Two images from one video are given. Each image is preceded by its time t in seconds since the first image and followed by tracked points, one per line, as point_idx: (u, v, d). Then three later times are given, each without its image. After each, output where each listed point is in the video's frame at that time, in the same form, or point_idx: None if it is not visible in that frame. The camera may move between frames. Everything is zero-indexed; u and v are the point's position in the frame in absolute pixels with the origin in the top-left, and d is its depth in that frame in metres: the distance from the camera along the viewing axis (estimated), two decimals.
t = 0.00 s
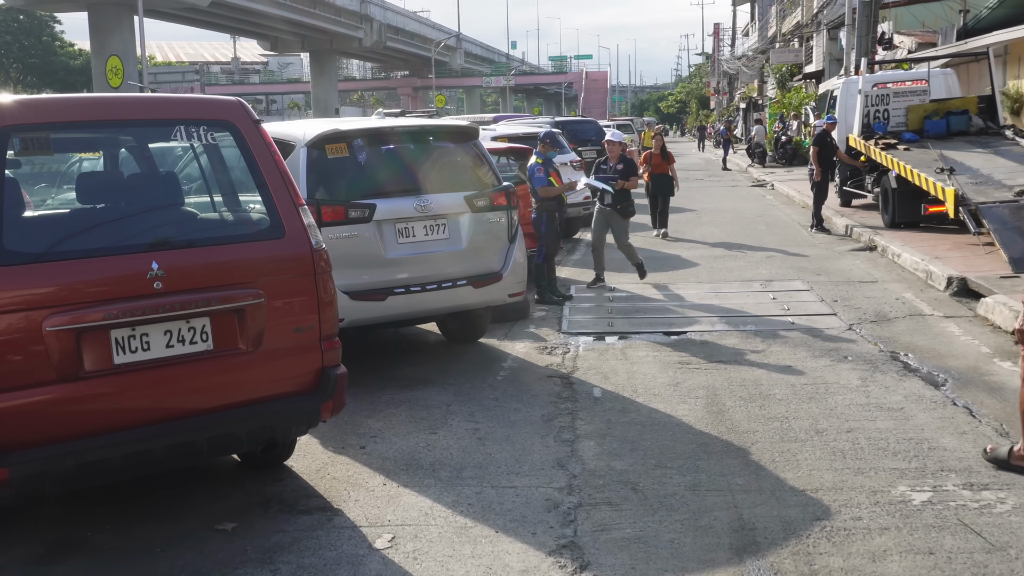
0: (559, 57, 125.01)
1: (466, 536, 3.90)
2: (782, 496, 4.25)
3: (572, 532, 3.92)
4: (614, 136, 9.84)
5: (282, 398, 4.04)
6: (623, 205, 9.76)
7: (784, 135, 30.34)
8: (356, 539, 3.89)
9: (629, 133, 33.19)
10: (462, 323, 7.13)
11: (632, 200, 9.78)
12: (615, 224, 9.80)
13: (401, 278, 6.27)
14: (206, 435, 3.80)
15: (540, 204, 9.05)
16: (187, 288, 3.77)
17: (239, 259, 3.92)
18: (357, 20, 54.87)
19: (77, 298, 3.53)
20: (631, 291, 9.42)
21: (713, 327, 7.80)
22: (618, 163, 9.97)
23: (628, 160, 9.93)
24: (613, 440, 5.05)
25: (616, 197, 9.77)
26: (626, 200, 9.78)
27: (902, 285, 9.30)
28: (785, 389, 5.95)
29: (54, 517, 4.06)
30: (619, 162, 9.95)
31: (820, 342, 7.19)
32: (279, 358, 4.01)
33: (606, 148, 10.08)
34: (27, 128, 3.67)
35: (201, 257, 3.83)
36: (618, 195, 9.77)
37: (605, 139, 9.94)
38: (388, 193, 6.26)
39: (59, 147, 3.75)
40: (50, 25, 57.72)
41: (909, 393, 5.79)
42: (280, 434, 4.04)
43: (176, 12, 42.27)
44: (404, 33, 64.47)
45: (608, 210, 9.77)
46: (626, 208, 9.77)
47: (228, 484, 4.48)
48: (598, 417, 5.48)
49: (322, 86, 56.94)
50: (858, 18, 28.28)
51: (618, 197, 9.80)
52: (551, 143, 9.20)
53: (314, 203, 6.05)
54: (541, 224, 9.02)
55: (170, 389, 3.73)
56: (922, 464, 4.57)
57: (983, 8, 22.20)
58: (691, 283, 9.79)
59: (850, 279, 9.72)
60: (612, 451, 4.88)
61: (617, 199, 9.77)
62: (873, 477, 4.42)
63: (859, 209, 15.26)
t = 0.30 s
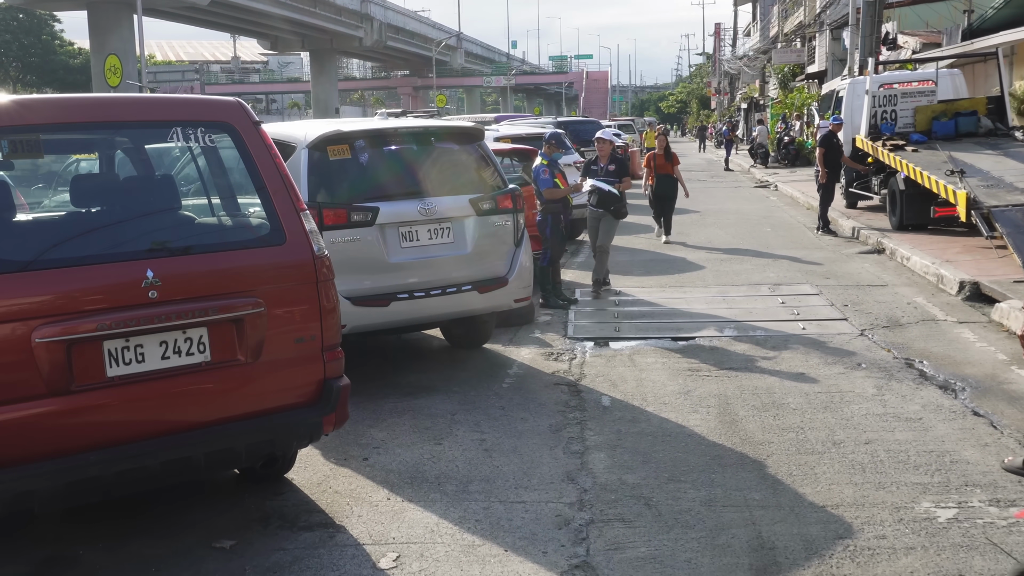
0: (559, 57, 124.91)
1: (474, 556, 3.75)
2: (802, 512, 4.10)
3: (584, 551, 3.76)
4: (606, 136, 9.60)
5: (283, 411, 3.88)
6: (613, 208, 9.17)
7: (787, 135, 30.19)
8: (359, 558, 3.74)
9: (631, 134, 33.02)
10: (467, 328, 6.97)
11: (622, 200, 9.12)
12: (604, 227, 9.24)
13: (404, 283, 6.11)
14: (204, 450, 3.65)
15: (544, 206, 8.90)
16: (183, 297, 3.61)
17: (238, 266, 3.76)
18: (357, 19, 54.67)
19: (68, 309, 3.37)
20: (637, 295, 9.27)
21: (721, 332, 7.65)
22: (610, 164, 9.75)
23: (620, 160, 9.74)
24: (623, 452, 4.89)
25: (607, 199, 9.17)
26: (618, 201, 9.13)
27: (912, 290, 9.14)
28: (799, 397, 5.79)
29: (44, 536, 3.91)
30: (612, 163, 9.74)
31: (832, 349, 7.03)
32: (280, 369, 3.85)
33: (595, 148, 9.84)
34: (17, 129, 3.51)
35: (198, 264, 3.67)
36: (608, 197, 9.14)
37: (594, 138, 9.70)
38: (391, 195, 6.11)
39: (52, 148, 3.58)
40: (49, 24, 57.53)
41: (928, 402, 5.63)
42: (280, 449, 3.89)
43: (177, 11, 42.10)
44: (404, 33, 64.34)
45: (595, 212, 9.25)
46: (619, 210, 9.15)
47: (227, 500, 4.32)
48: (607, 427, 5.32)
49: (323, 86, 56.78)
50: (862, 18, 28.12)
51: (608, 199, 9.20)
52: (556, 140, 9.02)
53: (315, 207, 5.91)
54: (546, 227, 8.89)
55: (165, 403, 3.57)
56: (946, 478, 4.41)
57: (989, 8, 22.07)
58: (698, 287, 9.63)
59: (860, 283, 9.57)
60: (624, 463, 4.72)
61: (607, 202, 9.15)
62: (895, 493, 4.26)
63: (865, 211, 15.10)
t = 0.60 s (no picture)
0: (559, 58, 124.73)
1: (476, 570, 3.60)
2: (816, 524, 3.95)
3: (590, 566, 3.61)
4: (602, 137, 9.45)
5: (277, 419, 3.74)
6: (609, 210, 8.87)
7: (788, 135, 30.04)
8: (356, 572, 3.59)
9: (631, 134, 32.86)
10: (467, 331, 6.83)
11: (618, 203, 8.83)
12: (599, 229, 8.92)
13: (403, 286, 5.96)
14: (194, 461, 3.50)
15: (547, 206, 8.78)
16: (172, 302, 3.46)
17: (231, 269, 3.62)
18: (357, 19, 54.45)
19: (52, 314, 3.22)
20: (640, 297, 9.12)
21: (727, 336, 7.50)
22: (605, 166, 9.58)
23: (615, 162, 9.60)
24: (629, 460, 4.75)
25: (602, 200, 8.86)
26: (614, 203, 8.85)
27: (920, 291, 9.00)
28: (808, 403, 5.65)
29: (29, 551, 3.76)
30: (606, 165, 9.59)
31: (840, 353, 6.88)
32: (274, 376, 3.71)
33: (590, 151, 9.77)
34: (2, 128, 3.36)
35: (188, 267, 3.52)
36: (607, 198, 8.85)
37: (588, 141, 9.65)
38: (390, 195, 5.97)
39: (39, 147, 3.44)
40: (48, 24, 57.32)
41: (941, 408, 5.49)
42: (274, 459, 3.74)
43: (175, 11, 41.91)
44: (404, 33, 64.19)
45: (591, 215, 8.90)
46: (613, 213, 8.86)
47: (220, 511, 4.17)
48: (612, 434, 5.18)
49: (322, 86, 56.61)
50: (864, 18, 27.99)
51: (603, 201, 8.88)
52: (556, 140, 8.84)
53: (312, 208, 5.76)
54: (547, 228, 8.82)
55: (154, 412, 3.42)
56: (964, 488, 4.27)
57: (992, 7, 21.92)
58: (702, 288, 9.48)
59: (866, 285, 9.43)
60: (630, 472, 4.58)
61: (604, 202, 8.84)
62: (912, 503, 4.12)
63: (869, 212, 14.96)
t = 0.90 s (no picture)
0: (558, 57, 124.56)
1: None
2: (826, 539, 3.78)
3: None
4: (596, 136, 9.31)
5: (263, 430, 3.57)
6: (606, 211, 8.71)
7: (789, 135, 29.87)
8: None
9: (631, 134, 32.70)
10: (463, 334, 6.66)
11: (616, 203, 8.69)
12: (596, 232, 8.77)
13: (397, 288, 5.78)
14: (173, 476, 3.32)
15: (546, 207, 8.62)
16: (150, 308, 3.29)
17: (212, 273, 3.44)
18: (355, 18, 54.21)
19: (22, 321, 3.04)
20: (641, 299, 8.95)
21: (730, 339, 7.33)
22: (600, 165, 9.44)
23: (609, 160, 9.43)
24: (630, 470, 4.57)
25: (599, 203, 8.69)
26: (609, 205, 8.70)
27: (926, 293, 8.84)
28: (815, 409, 5.48)
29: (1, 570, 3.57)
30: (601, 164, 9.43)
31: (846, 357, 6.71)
32: (259, 385, 3.54)
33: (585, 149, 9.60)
34: None
35: (166, 271, 3.35)
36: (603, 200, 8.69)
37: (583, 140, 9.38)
38: (386, 195, 5.80)
39: (17, 146, 3.27)
40: (45, 24, 57.08)
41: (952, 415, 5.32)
42: (257, 472, 3.57)
43: (173, 10, 41.67)
44: (403, 33, 63.98)
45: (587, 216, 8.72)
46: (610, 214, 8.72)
47: (203, 526, 4.00)
48: (613, 442, 5.00)
49: (321, 86, 56.36)
50: (865, 16, 27.89)
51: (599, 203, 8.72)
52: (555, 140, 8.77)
53: (303, 208, 5.56)
54: (546, 229, 8.61)
55: (130, 424, 3.25)
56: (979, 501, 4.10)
57: (994, 5, 21.76)
58: (703, 290, 9.31)
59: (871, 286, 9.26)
60: (631, 483, 4.40)
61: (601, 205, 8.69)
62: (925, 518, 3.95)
63: (872, 212, 14.80)
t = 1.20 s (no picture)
0: (556, 57, 124.39)
1: None
2: (835, 558, 3.62)
3: None
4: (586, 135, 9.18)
5: (246, 446, 3.42)
6: (600, 212, 8.74)
7: (788, 135, 29.73)
8: None
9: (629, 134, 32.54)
10: (458, 340, 6.49)
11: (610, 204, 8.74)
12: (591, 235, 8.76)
13: (391, 294, 5.62)
14: (149, 496, 3.17)
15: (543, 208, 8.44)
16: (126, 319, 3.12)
17: (192, 282, 3.27)
18: (354, 18, 54.01)
19: None
20: (640, 302, 8.80)
21: (731, 344, 7.17)
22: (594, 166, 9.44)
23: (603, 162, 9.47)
24: (630, 484, 4.42)
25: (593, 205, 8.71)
26: (604, 208, 8.74)
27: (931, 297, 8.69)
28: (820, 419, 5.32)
29: None
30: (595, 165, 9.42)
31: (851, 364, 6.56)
32: (241, 400, 3.38)
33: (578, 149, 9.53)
34: None
35: (143, 281, 3.18)
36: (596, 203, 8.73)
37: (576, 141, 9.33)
38: (380, 197, 5.64)
39: None
40: (42, 23, 56.85)
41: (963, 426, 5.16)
42: (239, 491, 3.41)
43: (170, 10, 41.47)
44: (401, 32, 63.82)
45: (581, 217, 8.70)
46: (604, 216, 8.77)
47: (184, 545, 3.83)
48: (612, 453, 4.84)
49: (318, 85, 56.15)
50: (865, 16, 27.76)
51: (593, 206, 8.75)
52: (553, 140, 8.67)
53: (293, 210, 5.40)
54: (545, 231, 8.45)
55: (102, 443, 3.08)
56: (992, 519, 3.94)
57: (995, 4, 21.63)
58: (704, 293, 9.15)
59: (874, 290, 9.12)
60: (632, 498, 4.24)
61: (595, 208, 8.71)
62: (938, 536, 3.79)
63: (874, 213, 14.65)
